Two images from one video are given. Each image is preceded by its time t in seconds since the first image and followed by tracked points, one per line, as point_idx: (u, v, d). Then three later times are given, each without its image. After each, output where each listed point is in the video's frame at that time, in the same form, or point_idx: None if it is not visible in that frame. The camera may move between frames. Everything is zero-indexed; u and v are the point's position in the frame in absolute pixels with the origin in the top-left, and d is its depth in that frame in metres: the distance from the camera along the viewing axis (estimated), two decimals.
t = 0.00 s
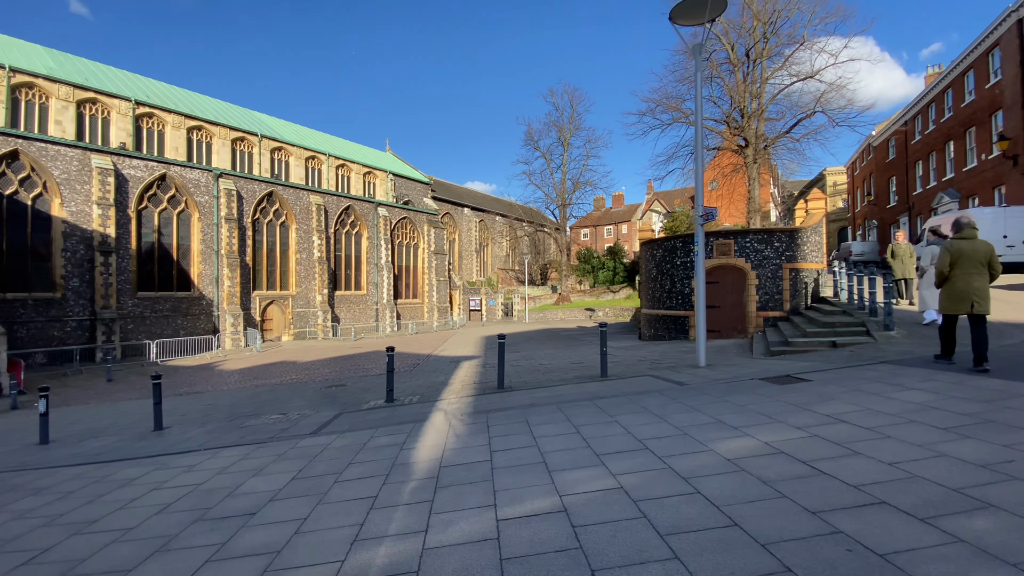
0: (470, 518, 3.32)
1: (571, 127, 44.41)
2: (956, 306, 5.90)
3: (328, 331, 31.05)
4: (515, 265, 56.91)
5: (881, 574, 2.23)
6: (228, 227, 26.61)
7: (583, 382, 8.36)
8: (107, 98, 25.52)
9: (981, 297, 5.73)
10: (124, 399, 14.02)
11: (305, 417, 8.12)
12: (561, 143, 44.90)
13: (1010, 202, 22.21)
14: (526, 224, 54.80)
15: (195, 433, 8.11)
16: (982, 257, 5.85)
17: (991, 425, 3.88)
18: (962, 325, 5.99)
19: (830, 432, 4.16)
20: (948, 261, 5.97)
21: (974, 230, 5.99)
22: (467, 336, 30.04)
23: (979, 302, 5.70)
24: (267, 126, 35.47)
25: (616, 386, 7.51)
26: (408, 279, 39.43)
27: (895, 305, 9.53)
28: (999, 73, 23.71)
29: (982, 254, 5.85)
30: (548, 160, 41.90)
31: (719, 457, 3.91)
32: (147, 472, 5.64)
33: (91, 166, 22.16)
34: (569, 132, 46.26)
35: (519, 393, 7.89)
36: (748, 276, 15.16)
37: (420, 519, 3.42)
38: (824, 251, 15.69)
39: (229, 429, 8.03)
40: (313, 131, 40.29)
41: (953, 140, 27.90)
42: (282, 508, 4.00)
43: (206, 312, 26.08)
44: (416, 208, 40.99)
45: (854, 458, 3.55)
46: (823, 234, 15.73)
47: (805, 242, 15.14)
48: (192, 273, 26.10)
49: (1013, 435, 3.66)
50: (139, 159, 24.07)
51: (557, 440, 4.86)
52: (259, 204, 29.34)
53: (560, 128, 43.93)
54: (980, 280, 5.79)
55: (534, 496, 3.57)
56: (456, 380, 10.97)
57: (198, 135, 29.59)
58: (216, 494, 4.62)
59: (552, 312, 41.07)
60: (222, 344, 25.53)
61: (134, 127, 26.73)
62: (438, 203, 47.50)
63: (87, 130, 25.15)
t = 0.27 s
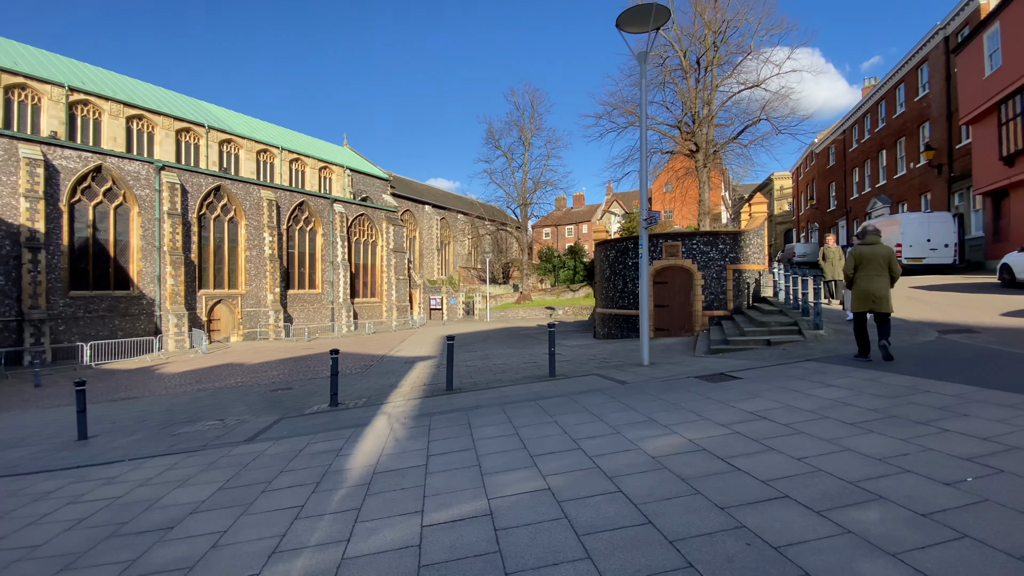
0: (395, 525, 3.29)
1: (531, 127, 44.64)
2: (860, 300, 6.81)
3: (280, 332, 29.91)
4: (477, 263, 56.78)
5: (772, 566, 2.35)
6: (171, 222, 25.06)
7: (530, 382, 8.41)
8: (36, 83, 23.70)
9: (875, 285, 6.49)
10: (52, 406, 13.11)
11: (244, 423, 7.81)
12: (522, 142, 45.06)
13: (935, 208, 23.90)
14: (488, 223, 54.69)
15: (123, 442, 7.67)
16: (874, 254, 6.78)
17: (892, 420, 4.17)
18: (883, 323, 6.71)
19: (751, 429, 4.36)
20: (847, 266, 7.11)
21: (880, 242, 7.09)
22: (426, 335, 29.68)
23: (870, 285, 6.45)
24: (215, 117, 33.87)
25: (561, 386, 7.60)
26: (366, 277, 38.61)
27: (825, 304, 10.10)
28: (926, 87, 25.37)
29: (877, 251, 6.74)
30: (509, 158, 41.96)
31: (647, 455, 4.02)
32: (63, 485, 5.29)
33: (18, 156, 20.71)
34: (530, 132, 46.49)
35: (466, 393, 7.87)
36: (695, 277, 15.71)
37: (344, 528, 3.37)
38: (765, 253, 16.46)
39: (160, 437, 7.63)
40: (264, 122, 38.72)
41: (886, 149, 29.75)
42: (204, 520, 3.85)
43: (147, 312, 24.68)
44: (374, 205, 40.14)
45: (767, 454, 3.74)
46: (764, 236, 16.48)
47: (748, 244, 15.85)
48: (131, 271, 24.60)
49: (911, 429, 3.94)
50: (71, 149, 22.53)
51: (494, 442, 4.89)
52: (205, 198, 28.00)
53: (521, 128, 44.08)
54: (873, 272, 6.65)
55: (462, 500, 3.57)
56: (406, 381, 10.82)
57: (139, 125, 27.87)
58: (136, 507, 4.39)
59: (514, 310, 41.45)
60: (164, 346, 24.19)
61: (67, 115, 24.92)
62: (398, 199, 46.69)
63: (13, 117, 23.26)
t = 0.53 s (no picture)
0: (310, 531, 3.16)
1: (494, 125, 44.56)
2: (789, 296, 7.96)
3: (228, 332, 28.59)
4: (439, 261, 56.19)
5: (677, 558, 2.38)
6: (108, 216, 23.39)
7: (478, 380, 8.35)
8: None
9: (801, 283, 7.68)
10: None
11: (175, 428, 7.40)
12: (484, 140, 44.89)
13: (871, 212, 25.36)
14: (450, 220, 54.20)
15: (37, 450, 7.13)
16: (797, 252, 8.06)
17: (811, 412, 4.35)
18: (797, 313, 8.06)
19: (680, 423, 4.45)
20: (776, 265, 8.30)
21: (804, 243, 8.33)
22: (385, 335, 29.09)
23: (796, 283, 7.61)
24: (160, 106, 32.09)
25: (506, 384, 7.58)
26: (323, 275, 37.53)
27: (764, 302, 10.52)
28: (864, 97, 26.80)
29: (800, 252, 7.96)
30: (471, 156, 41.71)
31: (576, 451, 4.04)
32: None
33: None
34: (492, 130, 46.38)
35: (411, 393, 7.73)
36: (646, 275, 16.05)
37: (256, 536, 3.22)
38: (713, 253, 17.04)
39: (80, 445, 7.13)
40: (213, 113, 36.93)
41: (828, 155, 31.29)
42: (107, 532, 3.60)
43: (82, 311, 23.12)
44: (331, 201, 39.03)
45: (691, 447, 3.82)
46: (712, 237, 17.06)
47: (696, 245, 16.36)
48: (62, 268, 22.96)
49: (825, 420, 4.12)
50: None
51: (428, 441, 4.80)
52: (147, 192, 26.48)
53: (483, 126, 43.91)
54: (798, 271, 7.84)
55: (384, 503, 3.48)
56: (354, 381, 10.54)
57: (73, 111, 26.00)
58: (36, 519, 4.07)
59: (476, 309, 40.87)
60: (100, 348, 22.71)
61: None
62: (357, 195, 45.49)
63: None
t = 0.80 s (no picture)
0: (219, 556, 2.98)
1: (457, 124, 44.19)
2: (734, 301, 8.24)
3: (175, 334, 27.12)
4: (402, 260, 55.36)
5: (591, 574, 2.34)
6: (38, 212, 21.84)
7: (426, 384, 8.20)
8: None
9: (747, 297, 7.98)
10: None
11: (97, 441, 6.92)
12: (447, 139, 44.45)
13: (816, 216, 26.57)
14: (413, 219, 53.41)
15: None
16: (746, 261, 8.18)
17: (743, 415, 4.44)
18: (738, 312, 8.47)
19: (617, 428, 4.47)
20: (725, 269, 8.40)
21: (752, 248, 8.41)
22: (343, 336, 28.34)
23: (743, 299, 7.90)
24: (99, 94, 30.16)
25: (454, 388, 7.46)
26: (278, 274, 36.25)
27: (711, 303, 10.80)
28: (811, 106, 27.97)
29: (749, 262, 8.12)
30: (434, 154, 41.22)
31: (510, 459, 3.98)
32: None
33: None
34: (455, 128, 45.98)
35: (356, 399, 7.50)
36: (603, 276, 16.24)
37: (161, 562, 3.01)
38: (666, 255, 17.49)
39: None
40: (160, 103, 34.94)
41: (778, 160, 32.59)
42: None
43: (10, 312, 21.62)
44: (287, 198, 37.73)
45: (624, 454, 3.82)
46: (666, 239, 17.49)
47: (650, 246, 16.70)
48: None
49: (754, 423, 4.22)
50: None
51: (362, 452, 4.64)
52: (84, 185, 24.86)
53: (446, 124, 43.47)
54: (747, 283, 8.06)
55: (304, 522, 3.31)
56: (300, 386, 10.17)
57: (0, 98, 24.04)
58: None
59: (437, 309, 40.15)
60: (30, 352, 21.15)
61: None
62: (315, 191, 44.13)
63: None
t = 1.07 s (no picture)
0: None
1: (421, 121, 43.60)
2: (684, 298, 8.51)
3: (119, 335, 25.55)
4: (366, 258, 54.20)
5: None
6: None
7: (376, 386, 8.00)
8: None
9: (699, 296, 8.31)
10: None
11: (13, 453, 6.41)
12: (411, 136, 43.78)
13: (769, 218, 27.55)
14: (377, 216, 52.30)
15: None
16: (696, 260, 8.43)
17: (683, 414, 4.49)
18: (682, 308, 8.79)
19: (560, 429, 4.43)
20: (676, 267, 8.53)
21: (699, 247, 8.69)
22: (302, 336, 27.50)
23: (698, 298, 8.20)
24: (35, 80, 28.20)
25: (404, 389, 7.30)
26: (232, 273, 34.80)
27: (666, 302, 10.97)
28: (765, 112, 28.97)
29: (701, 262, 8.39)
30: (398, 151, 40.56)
31: (448, 463, 3.88)
32: None
33: None
34: (420, 125, 45.33)
35: (301, 402, 7.23)
36: (563, 276, 16.28)
37: None
38: (626, 255, 17.74)
39: None
40: (105, 91, 32.85)
41: (735, 164, 33.66)
42: None
43: None
44: (242, 193, 36.28)
45: (563, 455, 3.79)
46: (625, 239, 17.74)
47: (609, 246, 16.89)
48: None
49: (693, 421, 4.25)
50: None
51: (297, 460, 4.43)
52: (17, 177, 23.21)
53: (410, 121, 42.81)
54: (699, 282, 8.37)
55: (223, 535, 3.12)
56: (247, 389, 9.76)
57: None
58: None
59: (403, 309, 38.72)
60: None
61: None
62: (274, 187, 42.69)
63: None
